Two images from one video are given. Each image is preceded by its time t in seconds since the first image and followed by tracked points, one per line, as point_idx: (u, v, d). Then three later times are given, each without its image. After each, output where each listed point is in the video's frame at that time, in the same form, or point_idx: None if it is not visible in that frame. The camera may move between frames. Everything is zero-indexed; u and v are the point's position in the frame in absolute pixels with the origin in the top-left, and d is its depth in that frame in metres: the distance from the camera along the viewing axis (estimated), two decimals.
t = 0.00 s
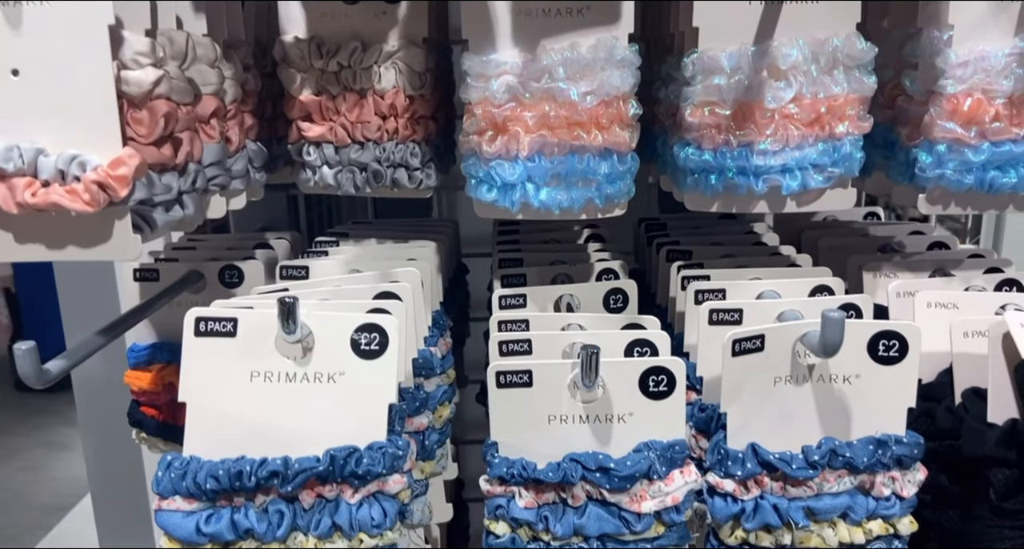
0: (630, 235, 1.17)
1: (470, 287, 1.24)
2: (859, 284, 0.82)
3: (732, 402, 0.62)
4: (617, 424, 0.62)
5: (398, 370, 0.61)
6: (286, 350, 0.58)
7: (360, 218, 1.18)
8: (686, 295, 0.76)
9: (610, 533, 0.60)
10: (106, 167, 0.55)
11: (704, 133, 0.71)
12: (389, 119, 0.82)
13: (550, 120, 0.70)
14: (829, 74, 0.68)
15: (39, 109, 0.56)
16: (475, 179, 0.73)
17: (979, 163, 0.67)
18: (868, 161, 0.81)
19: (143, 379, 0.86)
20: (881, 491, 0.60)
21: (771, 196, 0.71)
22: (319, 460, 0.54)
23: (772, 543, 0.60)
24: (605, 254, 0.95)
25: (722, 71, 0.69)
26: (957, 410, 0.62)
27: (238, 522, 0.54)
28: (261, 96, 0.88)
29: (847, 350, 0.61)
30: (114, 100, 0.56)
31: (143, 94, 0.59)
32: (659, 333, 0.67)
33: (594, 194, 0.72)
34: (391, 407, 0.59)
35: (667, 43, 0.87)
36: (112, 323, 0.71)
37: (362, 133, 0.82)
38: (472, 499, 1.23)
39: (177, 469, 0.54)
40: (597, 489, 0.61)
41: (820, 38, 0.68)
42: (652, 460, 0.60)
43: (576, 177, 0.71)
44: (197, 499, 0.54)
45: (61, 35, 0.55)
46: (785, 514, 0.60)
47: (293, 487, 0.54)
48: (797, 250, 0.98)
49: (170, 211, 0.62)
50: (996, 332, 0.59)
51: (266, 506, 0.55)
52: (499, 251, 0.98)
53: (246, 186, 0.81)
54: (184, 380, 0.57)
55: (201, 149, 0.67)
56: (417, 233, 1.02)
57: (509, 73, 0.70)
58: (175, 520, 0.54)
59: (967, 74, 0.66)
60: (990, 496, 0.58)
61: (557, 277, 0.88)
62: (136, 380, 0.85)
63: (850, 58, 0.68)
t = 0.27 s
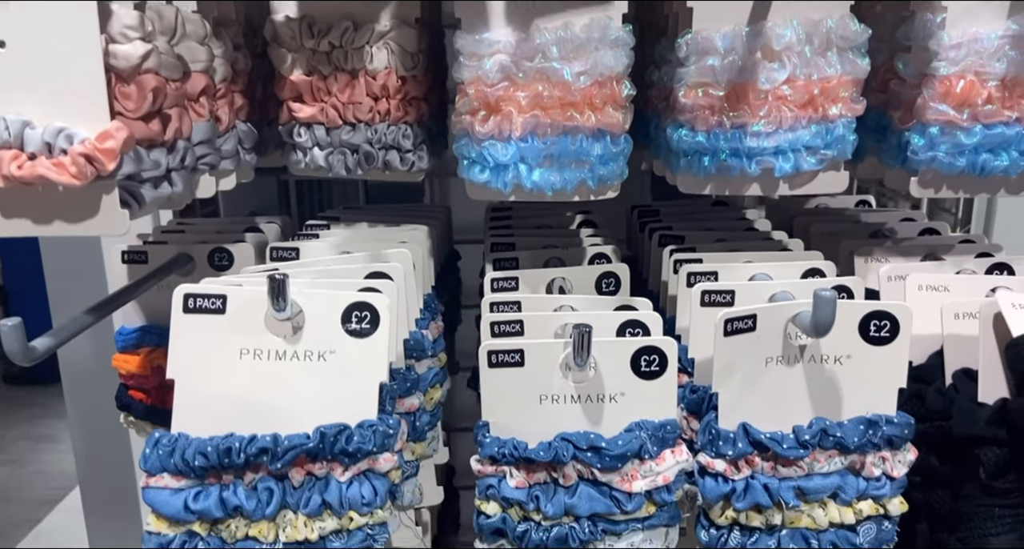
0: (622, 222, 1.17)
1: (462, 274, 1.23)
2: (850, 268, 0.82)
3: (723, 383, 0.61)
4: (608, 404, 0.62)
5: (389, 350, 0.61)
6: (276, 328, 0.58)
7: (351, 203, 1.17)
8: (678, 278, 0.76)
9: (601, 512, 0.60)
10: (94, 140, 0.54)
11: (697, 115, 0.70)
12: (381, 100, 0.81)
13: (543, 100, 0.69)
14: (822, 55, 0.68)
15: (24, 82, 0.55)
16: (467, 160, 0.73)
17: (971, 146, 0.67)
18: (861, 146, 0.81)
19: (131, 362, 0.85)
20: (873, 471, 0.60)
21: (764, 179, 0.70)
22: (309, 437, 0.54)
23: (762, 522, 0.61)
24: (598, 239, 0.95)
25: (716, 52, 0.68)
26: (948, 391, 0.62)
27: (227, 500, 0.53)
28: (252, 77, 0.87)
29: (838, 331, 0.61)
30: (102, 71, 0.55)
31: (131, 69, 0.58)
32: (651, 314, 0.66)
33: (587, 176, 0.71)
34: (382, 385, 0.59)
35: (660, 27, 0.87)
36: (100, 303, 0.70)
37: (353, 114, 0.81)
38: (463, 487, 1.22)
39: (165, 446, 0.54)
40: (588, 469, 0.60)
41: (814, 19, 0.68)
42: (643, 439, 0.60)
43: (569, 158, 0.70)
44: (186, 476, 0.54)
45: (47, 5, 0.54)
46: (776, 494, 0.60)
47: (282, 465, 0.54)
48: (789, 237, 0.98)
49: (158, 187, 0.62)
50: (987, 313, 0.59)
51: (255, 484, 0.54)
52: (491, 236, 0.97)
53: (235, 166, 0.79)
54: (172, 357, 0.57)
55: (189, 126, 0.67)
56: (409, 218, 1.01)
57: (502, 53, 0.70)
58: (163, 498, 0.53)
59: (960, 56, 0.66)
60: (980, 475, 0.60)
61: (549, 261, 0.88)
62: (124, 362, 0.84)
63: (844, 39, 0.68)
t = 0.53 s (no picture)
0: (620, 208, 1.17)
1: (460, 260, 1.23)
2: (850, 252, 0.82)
3: (722, 362, 0.61)
4: (606, 383, 0.62)
5: (386, 328, 0.61)
6: (272, 305, 0.57)
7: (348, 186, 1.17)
8: (677, 260, 0.76)
9: (599, 491, 0.60)
10: (88, 113, 0.53)
11: (698, 94, 0.70)
12: (379, 80, 0.81)
13: (542, 79, 0.69)
14: (823, 35, 0.67)
15: (15, 53, 0.54)
16: (466, 139, 0.72)
17: (972, 126, 0.67)
18: (861, 127, 0.81)
19: (127, 343, 0.84)
20: (871, 451, 0.60)
21: (764, 159, 0.70)
22: (306, 413, 0.54)
23: (760, 502, 0.61)
24: (596, 223, 0.94)
25: (716, 30, 0.69)
26: (947, 371, 0.62)
27: (222, 476, 0.53)
28: (248, 57, 0.87)
29: (838, 310, 0.61)
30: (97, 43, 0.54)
31: (126, 42, 0.58)
32: (650, 294, 0.66)
33: (586, 155, 0.71)
34: (379, 364, 0.58)
35: (660, 8, 0.87)
36: (95, 282, 0.70)
37: (351, 94, 0.80)
38: (460, 473, 1.22)
39: (161, 421, 0.53)
40: (586, 448, 0.60)
41: None
42: (641, 418, 0.60)
43: (568, 138, 0.70)
44: (182, 452, 0.53)
45: None
46: (774, 473, 0.60)
47: (279, 441, 0.53)
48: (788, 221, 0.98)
49: (153, 163, 0.61)
50: (987, 292, 0.59)
51: (251, 460, 0.54)
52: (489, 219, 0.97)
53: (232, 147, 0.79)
54: (167, 333, 0.56)
55: (185, 103, 0.66)
56: (406, 201, 1.01)
57: (501, 30, 0.69)
58: (158, 474, 0.53)
59: (961, 35, 0.66)
60: (979, 453, 0.59)
61: (548, 244, 0.88)
62: (119, 344, 0.84)
63: (844, 18, 0.67)
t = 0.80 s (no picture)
0: (617, 196, 1.16)
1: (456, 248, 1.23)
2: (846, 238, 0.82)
3: (718, 344, 0.61)
4: (602, 365, 0.62)
5: (382, 310, 0.60)
6: (267, 285, 0.57)
7: (344, 173, 1.16)
8: (673, 245, 0.76)
9: (594, 473, 0.60)
10: (81, 89, 0.53)
11: (695, 77, 0.70)
12: (375, 64, 0.80)
13: (539, 61, 0.68)
14: (821, 18, 0.67)
15: (8, 28, 0.54)
16: (462, 122, 0.72)
17: (969, 111, 0.67)
18: (858, 113, 0.81)
19: (121, 329, 0.83)
20: (866, 433, 0.60)
21: (761, 143, 0.70)
22: (301, 393, 0.53)
23: (755, 484, 0.61)
24: (593, 210, 0.94)
25: (715, 13, 0.68)
26: (942, 353, 0.62)
27: (217, 455, 0.53)
28: (243, 40, 0.86)
29: (833, 293, 0.61)
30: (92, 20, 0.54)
31: (120, 20, 0.57)
32: (646, 277, 0.66)
33: (583, 139, 0.71)
34: (374, 344, 0.58)
35: None
36: (89, 263, 0.69)
37: (346, 77, 0.80)
38: (456, 461, 1.22)
39: (154, 400, 0.53)
40: (582, 429, 0.60)
41: None
42: (637, 400, 0.60)
43: (565, 121, 0.70)
44: (176, 431, 0.53)
45: None
46: (770, 455, 0.60)
47: (273, 420, 0.53)
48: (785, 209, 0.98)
49: (147, 142, 0.61)
50: (984, 273, 0.59)
51: (245, 440, 0.54)
52: (485, 206, 0.97)
53: (227, 130, 0.79)
54: (161, 312, 0.56)
55: (180, 83, 0.66)
56: (402, 187, 1.00)
57: (499, 12, 0.68)
58: (152, 453, 0.53)
59: (959, 19, 0.66)
60: (975, 435, 0.59)
61: (544, 229, 0.88)
62: (113, 329, 0.83)
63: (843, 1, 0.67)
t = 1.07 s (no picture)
0: (619, 180, 1.16)
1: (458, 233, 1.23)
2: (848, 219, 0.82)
3: (719, 321, 0.61)
4: (604, 342, 0.62)
5: (383, 286, 0.60)
6: (269, 261, 0.57)
7: (346, 156, 1.16)
8: (675, 225, 0.76)
9: (595, 449, 0.61)
10: (82, 63, 0.53)
11: (698, 55, 0.70)
12: (376, 43, 0.80)
13: (541, 39, 0.68)
14: None
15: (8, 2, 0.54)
16: (464, 101, 0.72)
17: (973, 88, 0.67)
18: (861, 93, 0.80)
19: (124, 309, 0.82)
20: (867, 410, 0.60)
21: (764, 122, 0.70)
22: (303, 366, 0.54)
23: (756, 461, 0.61)
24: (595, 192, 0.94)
25: None
26: (945, 331, 0.62)
27: (219, 429, 0.53)
28: (244, 20, 0.86)
29: (835, 270, 0.61)
30: None
31: None
32: (648, 255, 0.66)
33: (585, 117, 0.70)
34: (376, 320, 0.58)
35: None
36: (92, 241, 0.70)
37: (348, 57, 0.80)
38: (458, 445, 1.23)
39: (157, 374, 0.53)
40: (583, 406, 0.61)
41: None
42: (638, 376, 0.60)
43: (567, 99, 0.70)
44: (178, 405, 0.53)
45: None
46: (770, 431, 0.60)
47: (276, 394, 0.53)
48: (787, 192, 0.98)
49: (148, 118, 0.61)
50: (986, 251, 0.58)
51: (248, 414, 0.54)
52: (487, 188, 0.97)
53: (228, 109, 0.78)
54: (163, 287, 0.56)
55: (180, 60, 0.66)
56: (404, 169, 1.00)
57: None
58: (155, 426, 0.53)
59: None
60: (976, 410, 0.58)
61: (546, 211, 0.88)
62: (116, 309, 0.82)
63: None
